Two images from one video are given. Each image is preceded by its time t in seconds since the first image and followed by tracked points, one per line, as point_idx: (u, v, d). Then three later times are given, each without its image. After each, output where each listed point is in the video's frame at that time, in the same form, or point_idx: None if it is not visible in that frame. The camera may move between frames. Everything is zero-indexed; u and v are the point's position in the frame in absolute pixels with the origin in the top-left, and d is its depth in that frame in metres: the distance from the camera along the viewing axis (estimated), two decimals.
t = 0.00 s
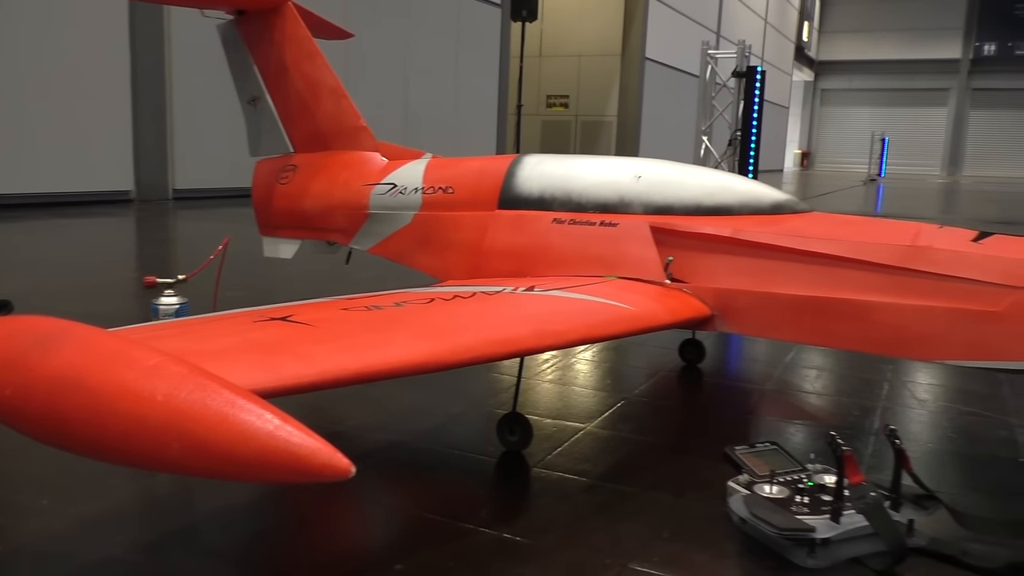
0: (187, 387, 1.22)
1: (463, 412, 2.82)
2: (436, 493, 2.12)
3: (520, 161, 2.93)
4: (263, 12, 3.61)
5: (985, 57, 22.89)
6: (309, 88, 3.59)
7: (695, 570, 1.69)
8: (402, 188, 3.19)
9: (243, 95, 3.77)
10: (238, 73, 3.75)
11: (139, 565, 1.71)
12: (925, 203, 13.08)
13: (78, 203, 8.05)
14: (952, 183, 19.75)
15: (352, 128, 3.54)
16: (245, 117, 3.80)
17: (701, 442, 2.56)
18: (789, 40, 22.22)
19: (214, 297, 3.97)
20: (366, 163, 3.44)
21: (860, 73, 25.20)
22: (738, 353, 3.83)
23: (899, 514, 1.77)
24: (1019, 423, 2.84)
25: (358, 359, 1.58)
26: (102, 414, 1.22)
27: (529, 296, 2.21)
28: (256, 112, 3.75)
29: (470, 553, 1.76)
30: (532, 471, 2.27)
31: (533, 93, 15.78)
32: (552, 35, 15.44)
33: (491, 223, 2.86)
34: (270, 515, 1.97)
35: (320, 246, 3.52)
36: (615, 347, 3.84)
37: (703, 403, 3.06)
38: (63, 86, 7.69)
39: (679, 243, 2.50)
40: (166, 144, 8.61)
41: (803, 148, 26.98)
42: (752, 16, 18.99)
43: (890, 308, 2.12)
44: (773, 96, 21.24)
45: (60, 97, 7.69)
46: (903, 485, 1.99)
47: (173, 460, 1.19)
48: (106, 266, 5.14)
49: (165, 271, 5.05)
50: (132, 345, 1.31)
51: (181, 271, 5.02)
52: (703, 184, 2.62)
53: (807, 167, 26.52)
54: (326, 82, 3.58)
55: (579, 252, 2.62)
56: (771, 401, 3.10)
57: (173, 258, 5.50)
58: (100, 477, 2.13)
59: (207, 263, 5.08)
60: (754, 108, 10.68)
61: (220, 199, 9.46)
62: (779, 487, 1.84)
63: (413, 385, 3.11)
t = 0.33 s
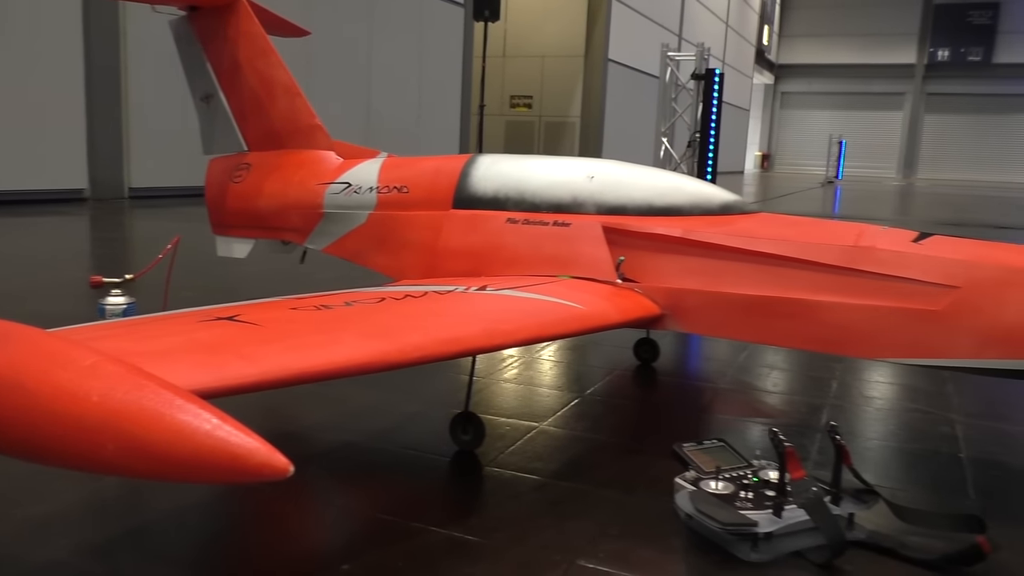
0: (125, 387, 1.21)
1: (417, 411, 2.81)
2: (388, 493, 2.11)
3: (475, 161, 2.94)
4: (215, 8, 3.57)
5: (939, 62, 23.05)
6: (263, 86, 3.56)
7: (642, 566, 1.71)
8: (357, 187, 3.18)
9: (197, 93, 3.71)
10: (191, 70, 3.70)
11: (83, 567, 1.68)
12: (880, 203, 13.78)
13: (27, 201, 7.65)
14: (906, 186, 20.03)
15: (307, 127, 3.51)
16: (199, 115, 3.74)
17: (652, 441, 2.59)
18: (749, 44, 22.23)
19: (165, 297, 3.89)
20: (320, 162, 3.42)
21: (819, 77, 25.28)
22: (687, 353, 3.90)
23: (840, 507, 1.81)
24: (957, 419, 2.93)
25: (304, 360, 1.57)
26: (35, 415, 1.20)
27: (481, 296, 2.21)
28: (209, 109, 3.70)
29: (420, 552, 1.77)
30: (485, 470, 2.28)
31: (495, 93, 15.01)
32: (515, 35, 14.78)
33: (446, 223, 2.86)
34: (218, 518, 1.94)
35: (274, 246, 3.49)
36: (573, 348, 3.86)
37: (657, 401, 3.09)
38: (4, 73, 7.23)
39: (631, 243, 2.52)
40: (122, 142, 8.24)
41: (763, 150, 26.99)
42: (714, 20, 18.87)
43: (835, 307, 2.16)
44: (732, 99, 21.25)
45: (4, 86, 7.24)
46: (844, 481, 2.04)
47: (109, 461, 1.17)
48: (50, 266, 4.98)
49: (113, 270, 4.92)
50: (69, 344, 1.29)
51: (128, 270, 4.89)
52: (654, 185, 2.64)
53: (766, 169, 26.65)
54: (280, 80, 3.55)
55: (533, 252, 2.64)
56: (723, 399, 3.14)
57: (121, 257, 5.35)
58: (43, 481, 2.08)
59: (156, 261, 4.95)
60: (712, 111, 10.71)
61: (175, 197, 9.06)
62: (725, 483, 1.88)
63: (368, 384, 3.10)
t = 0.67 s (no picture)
0: (60, 391, 1.20)
1: (371, 412, 2.81)
2: (339, 494, 2.11)
3: (428, 161, 2.94)
4: (167, 6, 3.52)
5: (894, 64, 23.09)
6: (215, 85, 3.51)
7: (589, 564, 1.73)
8: (311, 188, 3.16)
9: (147, 92, 3.65)
10: (142, 68, 3.63)
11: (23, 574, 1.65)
12: (836, 203, 14.00)
13: None
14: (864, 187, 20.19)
15: (260, 127, 3.48)
16: (149, 114, 3.68)
17: (603, 440, 2.62)
18: (711, 45, 22.11)
19: (113, 300, 3.81)
20: (274, 162, 3.39)
21: (780, 78, 25.24)
22: (640, 352, 3.93)
23: (782, 504, 1.82)
24: (901, 415, 3.00)
25: (248, 362, 1.56)
26: None
27: (432, 297, 2.22)
28: (160, 108, 3.64)
29: (367, 553, 1.77)
30: (436, 470, 2.28)
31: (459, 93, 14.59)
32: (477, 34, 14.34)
33: (400, 224, 2.86)
34: (164, 522, 1.92)
35: (227, 247, 3.45)
36: (529, 348, 3.88)
37: (610, 400, 3.12)
38: None
39: (582, 244, 2.54)
40: (77, 142, 7.81)
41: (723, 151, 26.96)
42: (675, 21, 18.62)
43: (779, 307, 2.20)
44: (693, 101, 21.13)
45: None
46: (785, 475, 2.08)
47: (43, 466, 1.16)
48: None
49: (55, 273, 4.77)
50: (4, 348, 1.27)
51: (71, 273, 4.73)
52: (606, 186, 2.66)
53: (727, 169, 26.72)
54: (233, 78, 3.52)
55: (486, 253, 2.65)
56: (677, 397, 3.18)
57: (63, 259, 5.17)
58: None
59: (103, 262, 4.82)
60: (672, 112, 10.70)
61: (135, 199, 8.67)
62: (671, 481, 1.90)
63: (321, 386, 3.08)
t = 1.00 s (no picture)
0: None
1: (326, 413, 2.80)
2: (292, 495, 2.10)
3: (383, 162, 2.94)
4: (118, 4, 3.47)
5: (854, 65, 23.05)
6: (167, 85, 3.47)
7: (538, 561, 1.75)
8: (265, 188, 3.13)
9: (98, 91, 3.58)
10: (92, 67, 3.56)
11: None
12: (799, 203, 13.81)
13: None
14: (825, 186, 20.15)
15: (214, 127, 3.45)
16: (100, 113, 3.61)
17: (558, 438, 2.64)
18: (675, 45, 21.95)
19: (63, 303, 3.73)
20: (228, 162, 3.36)
21: (742, 77, 25.01)
22: (596, 351, 3.96)
23: (728, 498, 1.85)
24: (854, 412, 3.05)
25: (194, 365, 1.56)
26: None
27: (385, 298, 2.22)
28: (111, 108, 3.57)
29: (317, 555, 1.77)
30: (389, 471, 2.29)
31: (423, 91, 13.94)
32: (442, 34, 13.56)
33: (355, 225, 2.85)
34: (111, 526, 1.90)
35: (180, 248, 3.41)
36: (487, 348, 3.89)
37: (567, 399, 3.15)
38: None
39: (536, 244, 2.56)
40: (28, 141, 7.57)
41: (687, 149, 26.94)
42: (638, 19, 18.22)
43: (727, 305, 2.24)
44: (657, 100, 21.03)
45: None
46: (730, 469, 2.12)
47: None
48: None
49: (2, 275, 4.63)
50: None
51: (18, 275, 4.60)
52: (559, 187, 2.68)
53: (691, 168, 26.72)
54: (185, 78, 3.48)
55: (441, 253, 2.66)
56: (632, 395, 3.22)
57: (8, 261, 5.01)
58: None
59: (51, 263, 4.69)
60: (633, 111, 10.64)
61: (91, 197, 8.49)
62: (621, 477, 1.92)
63: (276, 387, 3.05)
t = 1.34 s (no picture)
0: None
1: (270, 413, 2.78)
2: (234, 496, 2.10)
3: (325, 160, 2.94)
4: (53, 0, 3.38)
5: (804, 62, 23.27)
6: (105, 83, 3.41)
7: (477, 554, 1.77)
8: (206, 188, 3.10)
9: (33, 88, 3.48)
10: (25, 63, 3.46)
11: None
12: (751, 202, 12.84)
13: None
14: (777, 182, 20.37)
15: (154, 126, 3.41)
16: (36, 112, 3.52)
17: (502, 433, 2.67)
18: (630, 42, 21.85)
19: None
20: (169, 161, 3.32)
21: (696, 75, 25.01)
22: (543, 346, 3.99)
23: (663, 488, 1.89)
24: (802, 403, 3.11)
25: (126, 366, 1.55)
26: None
27: (325, 297, 2.22)
28: (47, 106, 3.48)
29: (256, 554, 1.77)
30: (333, 469, 2.29)
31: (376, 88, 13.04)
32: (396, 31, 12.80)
33: (297, 224, 2.84)
34: (48, 532, 1.88)
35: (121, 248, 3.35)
36: (435, 345, 3.90)
37: (514, 395, 3.17)
38: None
39: (477, 242, 2.58)
40: None
41: (642, 146, 26.98)
42: (593, 16, 17.95)
43: (664, 300, 2.28)
44: (612, 98, 20.96)
45: None
46: (666, 460, 2.16)
47: None
48: None
49: None
50: None
51: None
52: (501, 185, 2.70)
53: (647, 165, 26.77)
54: (124, 76, 3.42)
55: (383, 252, 2.66)
56: (577, 390, 3.26)
57: None
58: None
59: None
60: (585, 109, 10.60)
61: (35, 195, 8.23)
62: (559, 470, 1.95)
63: (220, 388, 3.03)
